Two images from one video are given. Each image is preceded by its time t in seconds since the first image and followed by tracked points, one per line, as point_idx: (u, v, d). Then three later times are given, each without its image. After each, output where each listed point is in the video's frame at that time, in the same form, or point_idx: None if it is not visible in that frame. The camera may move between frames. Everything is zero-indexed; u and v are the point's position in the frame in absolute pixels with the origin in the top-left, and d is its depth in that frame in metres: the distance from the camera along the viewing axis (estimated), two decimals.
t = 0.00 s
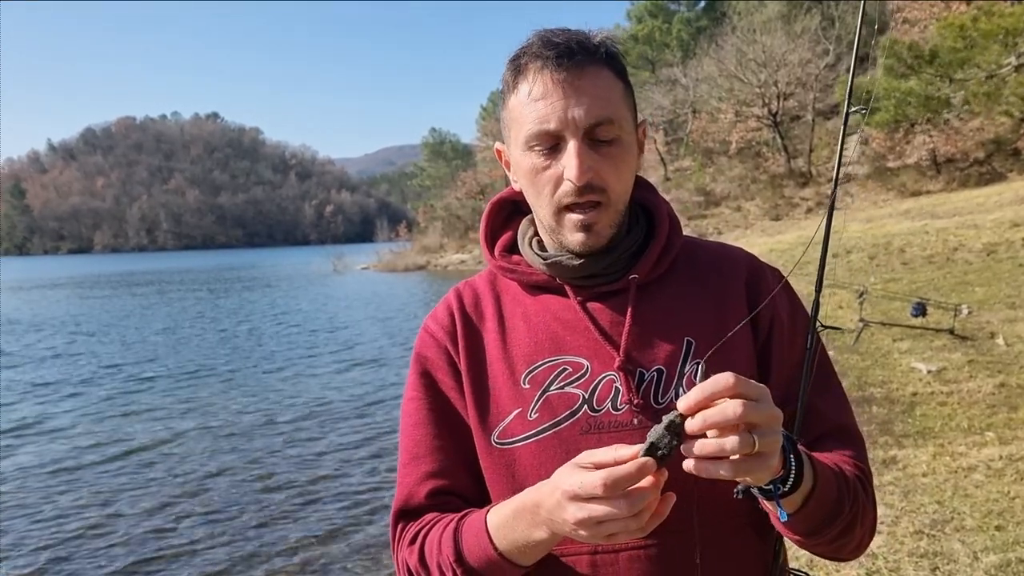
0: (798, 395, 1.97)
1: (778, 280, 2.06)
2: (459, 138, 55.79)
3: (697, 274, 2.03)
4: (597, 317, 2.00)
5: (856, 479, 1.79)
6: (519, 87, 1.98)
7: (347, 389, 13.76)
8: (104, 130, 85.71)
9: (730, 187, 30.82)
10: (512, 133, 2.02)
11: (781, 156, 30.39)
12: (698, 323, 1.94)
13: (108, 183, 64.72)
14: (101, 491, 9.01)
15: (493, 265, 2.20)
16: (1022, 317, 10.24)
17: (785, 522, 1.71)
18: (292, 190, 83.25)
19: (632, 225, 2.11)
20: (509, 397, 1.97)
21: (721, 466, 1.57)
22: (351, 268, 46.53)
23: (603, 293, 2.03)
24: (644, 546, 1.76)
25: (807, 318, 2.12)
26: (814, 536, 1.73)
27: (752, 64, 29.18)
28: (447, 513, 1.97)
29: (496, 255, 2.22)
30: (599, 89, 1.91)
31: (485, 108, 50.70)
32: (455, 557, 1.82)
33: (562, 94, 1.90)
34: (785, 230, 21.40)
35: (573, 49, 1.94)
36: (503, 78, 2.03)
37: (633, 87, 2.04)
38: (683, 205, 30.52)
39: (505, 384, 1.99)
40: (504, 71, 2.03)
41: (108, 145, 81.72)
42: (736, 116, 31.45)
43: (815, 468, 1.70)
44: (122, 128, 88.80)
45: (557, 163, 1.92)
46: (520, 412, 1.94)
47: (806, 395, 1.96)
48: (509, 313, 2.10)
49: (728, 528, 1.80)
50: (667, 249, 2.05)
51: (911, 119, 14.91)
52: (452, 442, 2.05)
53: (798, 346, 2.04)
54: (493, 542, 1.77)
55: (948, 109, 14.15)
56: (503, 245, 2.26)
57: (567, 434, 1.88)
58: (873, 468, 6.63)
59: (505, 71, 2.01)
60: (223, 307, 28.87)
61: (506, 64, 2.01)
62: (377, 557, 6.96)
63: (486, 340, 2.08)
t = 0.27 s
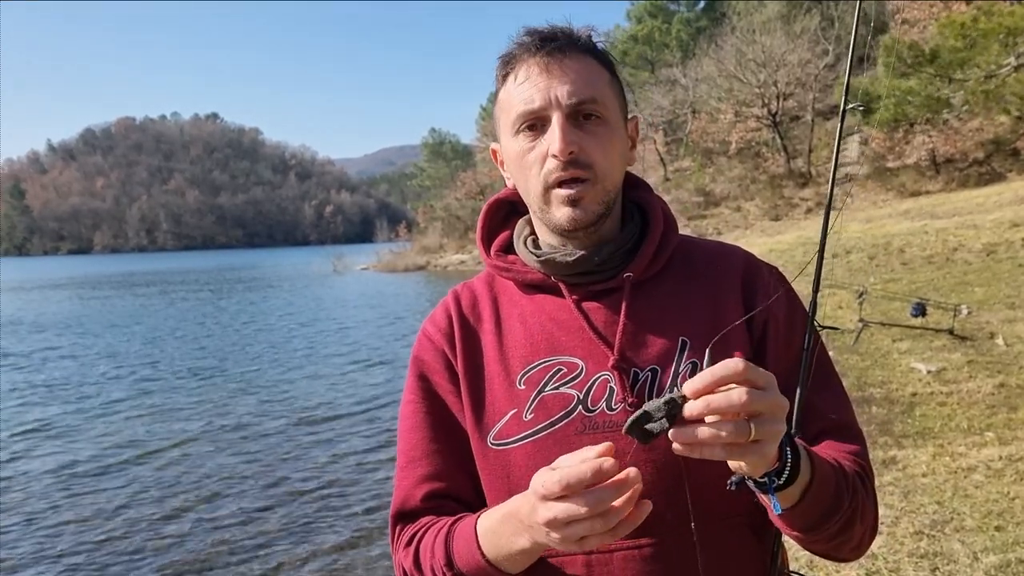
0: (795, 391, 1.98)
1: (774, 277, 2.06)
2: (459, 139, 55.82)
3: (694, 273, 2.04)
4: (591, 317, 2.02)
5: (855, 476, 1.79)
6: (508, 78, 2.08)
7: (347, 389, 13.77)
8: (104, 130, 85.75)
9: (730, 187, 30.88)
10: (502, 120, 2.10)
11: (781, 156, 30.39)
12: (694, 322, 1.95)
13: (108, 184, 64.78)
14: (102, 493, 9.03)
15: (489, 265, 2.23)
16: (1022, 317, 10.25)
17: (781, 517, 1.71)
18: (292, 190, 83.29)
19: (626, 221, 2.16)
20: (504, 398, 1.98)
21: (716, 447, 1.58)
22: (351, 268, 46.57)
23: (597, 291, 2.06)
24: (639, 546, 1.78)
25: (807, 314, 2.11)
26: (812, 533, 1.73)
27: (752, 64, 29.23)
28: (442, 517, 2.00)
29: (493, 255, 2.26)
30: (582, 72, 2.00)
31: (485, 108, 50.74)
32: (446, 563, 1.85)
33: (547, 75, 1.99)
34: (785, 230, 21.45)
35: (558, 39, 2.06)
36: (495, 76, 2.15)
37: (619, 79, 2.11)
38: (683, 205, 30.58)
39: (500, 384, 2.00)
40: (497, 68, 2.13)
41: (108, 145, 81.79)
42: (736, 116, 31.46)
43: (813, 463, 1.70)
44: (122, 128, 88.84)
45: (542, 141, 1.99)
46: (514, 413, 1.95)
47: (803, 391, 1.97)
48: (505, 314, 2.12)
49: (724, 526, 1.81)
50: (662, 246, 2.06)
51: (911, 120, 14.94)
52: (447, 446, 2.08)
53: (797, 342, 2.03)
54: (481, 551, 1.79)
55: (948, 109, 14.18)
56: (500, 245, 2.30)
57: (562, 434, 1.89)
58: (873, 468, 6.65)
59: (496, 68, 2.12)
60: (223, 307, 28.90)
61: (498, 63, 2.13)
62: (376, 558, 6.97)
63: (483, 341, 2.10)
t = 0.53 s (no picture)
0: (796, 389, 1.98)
1: (773, 276, 2.06)
2: (459, 139, 55.84)
3: (694, 273, 2.05)
4: (588, 319, 2.03)
5: (858, 473, 1.79)
6: (505, 81, 2.11)
7: (347, 389, 13.78)
8: (104, 130, 85.81)
9: (730, 187, 30.90)
10: (500, 121, 2.13)
11: (781, 157, 30.35)
12: (692, 323, 1.96)
13: (107, 184, 64.83)
14: (102, 493, 9.04)
15: (489, 267, 2.25)
16: (1021, 317, 10.27)
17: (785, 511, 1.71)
18: (292, 190, 83.31)
19: (624, 223, 2.17)
20: (502, 397, 2.00)
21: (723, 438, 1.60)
22: (351, 268, 46.60)
23: (594, 292, 2.07)
24: (637, 545, 1.80)
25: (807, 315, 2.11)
26: (816, 530, 1.74)
27: (751, 64, 29.27)
28: (435, 525, 2.05)
29: (492, 256, 2.28)
30: (576, 70, 2.02)
31: (485, 109, 50.77)
32: None
33: (541, 74, 2.01)
34: (784, 230, 21.47)
35: (552, 41, 2.08)
36: (493, 81, 2.18)
37: (615, 78, 2.13)
38: (683, 205, 30.63)
39: (498, 384, 2.02)
40: (494, 72, 2.16)
41: (107, 145, 81.82)
42: (736, 116, 31.46)
43: (818, 461, 1.70)
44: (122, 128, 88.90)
45: (537, 139, 2.00)
46: (512, 413, 1.96)
47: (805, 390, 1.97)
48: (504, 315, 2.14)
49: (724, 526, 1.82)
50: (660, 247, 2.07)
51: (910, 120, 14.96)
52: (441, 455, 2.11)
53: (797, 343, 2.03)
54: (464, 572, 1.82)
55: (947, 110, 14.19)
56: (500, 246, 2.32)
57: (559, 434, 1.89)
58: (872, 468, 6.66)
59: (494, 74, 2.16)
60: (223, 307, 28.94)
61: (495, 69, 2.17)
62: (376, 557, 6.97)
63: (482, 343, 2.12)
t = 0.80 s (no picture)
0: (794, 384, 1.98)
1: (770, 272, 2.06)
2: (459, 139, 55.86)
3: (692, 273, 2.05)
4: (587, 318, 2.03)
5: (861, 458, 1.79)
6: (507, 90, 2.09)
7: (346, 390, 13.78)
8: (104, 130, 85.82)
9: (730, 187, 30.93)
10: (501, 130, 2.11)
11: (781, 157, 30.28)
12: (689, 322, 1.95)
13: (107, 184, 64.82)
14: (102, 493, 9.04)
15: (489, 269, 2.25)
16: (1021, 317, 10.27)
17: (787, 483, 1.71)
18: (292, 191, 83.35)
19: (624, 224, 2.16)
20: (502, 398, 1.99)
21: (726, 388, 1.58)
22: (351, 268, 46.61)
23: (594, 291, 2.07)
24: (637, 542, 1.78)
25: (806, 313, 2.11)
26: (818, 510, 1.73)
27: (751, 64, 29.30)
28: (436, 525, 2.05)
29: (492, 258, 2.28)
30: (579, 84, 2.00)
31: (485, 109, 50.79)
32: None
33: (544, 90, 1.99)
34: (784, 230, 21.50)
35: (553, 50, 2.05)
36: (493, 87, 2.15)
37: (617, 86, 2.11)
38: (683, 205, 30.66)
39: (498, 386, 2.02)
40: (495, 77, 2.14)
41: (107, 145, 81.83)
42: (736, 116, 31.47)
43: (819, 437, 1.70)
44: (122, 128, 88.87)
45: (542, 157, 1.99)
46: (512, 413, 1.96)
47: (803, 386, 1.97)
48: (503, 316, 2.14)
49: (724, 512, 1.82)
50: (659, 247, 2.07)
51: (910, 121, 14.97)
52: (442, 455, 2.11)
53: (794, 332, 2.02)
54: None
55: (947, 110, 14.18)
56: (500, 248, 2.31)
57: (558, 434, 1.89)
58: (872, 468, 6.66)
59: (494, 79, 2.12)
60: (223, 307, 28.94)
61: (495, 74, 2.13)
62: (375, 557, 6.96)
63: (481, 345, 2.12)
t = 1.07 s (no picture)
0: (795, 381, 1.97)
1: (767, 272, 2.06)
2: (459, 139, 55.85)
3: (690, 273, 2.05)
4: (586, 318, 2.02)
5: (861, 452, 1.79)
6: (508, 88, 2.07)
7: (346, 390, 13.77)
8: (104, 131, 85.72)
9: (729, 187, 30.97)
10: (502, 130, 2.10)
11: (780, 157, 30.30)
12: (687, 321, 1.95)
13: (107, 184, 64.81)
14: (102, 493, 9.04)
15: (488, 268, 2.24)
16: (1020, 317, 10.27)
17: (785, 474, 1.71)
18: (292, 191, 83.34)
19: (622, 223, 2.16)
20: (501, 397, 1.99)
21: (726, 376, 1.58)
22: (350, 268, 46.61)
23: (592, 291, 2.06)
24: (637, 541, 1.77)
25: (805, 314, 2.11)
26: (818, 504, 1.72)
27: (751, 64, 29.30)
28: (435, 524, 2.05)
29: (491, 258, 2.27)
30: (581, 85, 1.99)
31: (485, 109, 50.82)
32: None
33: (547, 90, 1.98)
34: (784, 230, 21.52)
35: (557, 49, 2.03)
36: (495, 83, 2.13)
37: (619, 86, 2.10)
38: (682, 205, 30.66)
39: (498, 383, 2.01)
40: (495, 75, 2.14)
41: (107, 145, 81.74)
42: (735, 116, 31.45)
43: (818, 427, 1.70)
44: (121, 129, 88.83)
45: (542, 158, 1.99)
46: (511, 412, 1.96)
47: (803, 384, 1.96)
48: (503, 315, 2.14)
49: (723, 507, 1.81)
50: (657, 247, 2.06)
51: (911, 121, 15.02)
52: (440, 454, 2.11)
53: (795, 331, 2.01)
54: None
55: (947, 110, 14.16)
56: (499, 247, 2.31)
57: (557, 433, 1.88)
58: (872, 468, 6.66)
59: (497, 75, 2.11)
60: (223, 307, 28.93)
61: (498, 71, 2.12)
62: (375, 556, 6.96)
63: (480, 345, 2.11)
